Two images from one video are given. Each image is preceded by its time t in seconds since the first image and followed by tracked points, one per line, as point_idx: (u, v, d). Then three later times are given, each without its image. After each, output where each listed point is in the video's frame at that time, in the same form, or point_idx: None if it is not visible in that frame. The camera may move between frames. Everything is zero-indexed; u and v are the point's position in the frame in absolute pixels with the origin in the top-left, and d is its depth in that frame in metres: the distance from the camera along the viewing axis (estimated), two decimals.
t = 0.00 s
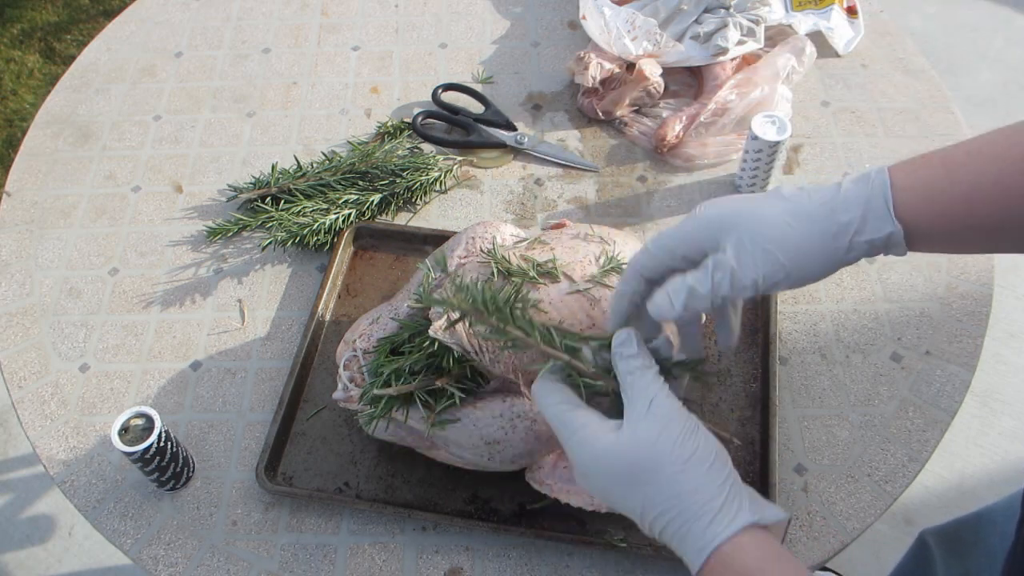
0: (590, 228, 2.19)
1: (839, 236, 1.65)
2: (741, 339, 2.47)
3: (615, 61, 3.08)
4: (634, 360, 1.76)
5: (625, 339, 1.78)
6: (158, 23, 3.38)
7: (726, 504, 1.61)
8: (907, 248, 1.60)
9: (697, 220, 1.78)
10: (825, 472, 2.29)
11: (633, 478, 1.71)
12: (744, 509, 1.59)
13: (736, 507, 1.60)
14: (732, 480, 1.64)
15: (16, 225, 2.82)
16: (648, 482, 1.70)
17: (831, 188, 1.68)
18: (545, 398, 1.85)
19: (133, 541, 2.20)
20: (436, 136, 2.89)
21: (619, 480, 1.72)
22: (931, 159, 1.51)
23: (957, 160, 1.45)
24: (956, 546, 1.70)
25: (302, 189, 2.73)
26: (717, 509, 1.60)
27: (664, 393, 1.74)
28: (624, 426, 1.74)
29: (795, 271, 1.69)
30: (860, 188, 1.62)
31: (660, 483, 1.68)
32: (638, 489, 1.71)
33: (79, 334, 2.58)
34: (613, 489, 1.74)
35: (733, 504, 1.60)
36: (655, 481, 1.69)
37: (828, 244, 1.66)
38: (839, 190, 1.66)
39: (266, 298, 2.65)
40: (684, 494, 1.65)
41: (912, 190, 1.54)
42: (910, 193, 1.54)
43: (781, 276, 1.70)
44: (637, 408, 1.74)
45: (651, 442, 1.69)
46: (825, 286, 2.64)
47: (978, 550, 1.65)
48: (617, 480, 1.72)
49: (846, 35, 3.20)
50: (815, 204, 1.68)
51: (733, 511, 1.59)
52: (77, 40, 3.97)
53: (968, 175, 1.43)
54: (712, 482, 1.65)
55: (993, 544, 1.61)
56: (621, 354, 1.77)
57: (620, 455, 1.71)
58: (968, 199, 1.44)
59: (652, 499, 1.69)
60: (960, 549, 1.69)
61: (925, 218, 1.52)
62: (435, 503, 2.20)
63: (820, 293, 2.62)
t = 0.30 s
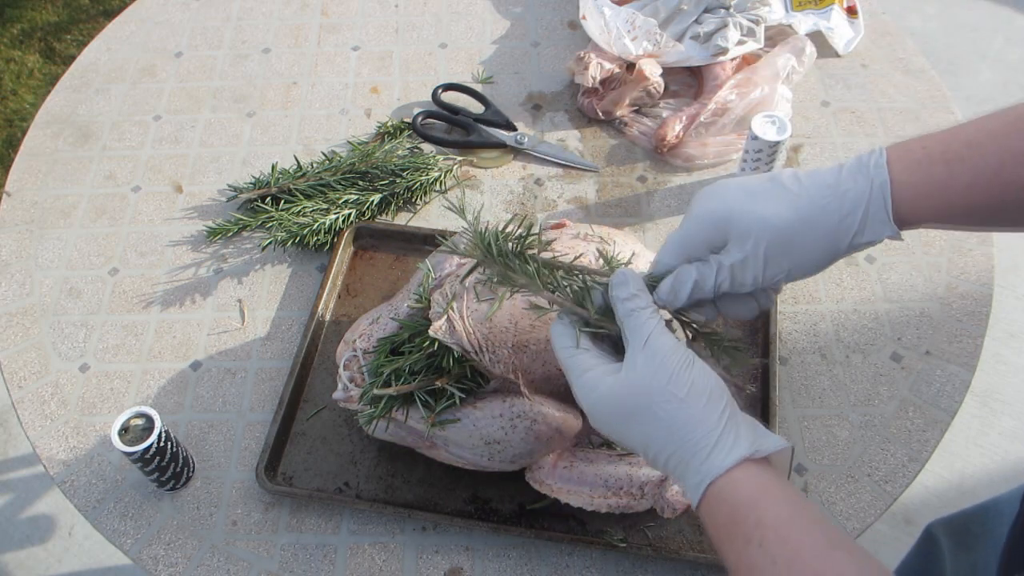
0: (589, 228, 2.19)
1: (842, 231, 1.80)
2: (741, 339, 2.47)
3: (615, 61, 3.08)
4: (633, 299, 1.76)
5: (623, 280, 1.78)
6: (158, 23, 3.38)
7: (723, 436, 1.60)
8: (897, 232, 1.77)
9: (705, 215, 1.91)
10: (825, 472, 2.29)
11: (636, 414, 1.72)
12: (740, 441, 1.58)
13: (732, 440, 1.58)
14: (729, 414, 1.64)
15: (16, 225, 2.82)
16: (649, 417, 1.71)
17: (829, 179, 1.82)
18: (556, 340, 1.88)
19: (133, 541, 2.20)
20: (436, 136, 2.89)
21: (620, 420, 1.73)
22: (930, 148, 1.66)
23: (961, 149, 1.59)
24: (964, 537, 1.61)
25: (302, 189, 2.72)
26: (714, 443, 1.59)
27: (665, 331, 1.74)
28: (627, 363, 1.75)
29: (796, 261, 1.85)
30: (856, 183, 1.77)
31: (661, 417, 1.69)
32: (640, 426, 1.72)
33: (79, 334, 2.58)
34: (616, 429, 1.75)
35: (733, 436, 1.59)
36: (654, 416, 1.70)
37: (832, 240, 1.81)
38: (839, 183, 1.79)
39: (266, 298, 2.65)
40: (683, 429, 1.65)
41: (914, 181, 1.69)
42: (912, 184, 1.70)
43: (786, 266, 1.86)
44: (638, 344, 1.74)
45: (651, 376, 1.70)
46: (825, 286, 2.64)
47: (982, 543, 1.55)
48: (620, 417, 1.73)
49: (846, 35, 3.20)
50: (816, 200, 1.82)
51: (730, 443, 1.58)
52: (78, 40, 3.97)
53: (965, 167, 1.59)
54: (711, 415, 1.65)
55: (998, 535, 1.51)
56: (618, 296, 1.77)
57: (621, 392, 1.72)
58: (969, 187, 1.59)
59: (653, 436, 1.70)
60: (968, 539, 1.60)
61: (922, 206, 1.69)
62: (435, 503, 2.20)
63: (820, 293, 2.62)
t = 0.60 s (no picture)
0: (590, 228, 2.19)
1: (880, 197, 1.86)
2: (741, 339, 2.46)
3: (615, 61, 3.08)
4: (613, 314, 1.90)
5: (598, 305, 1.91)
6: (158, 23, 3.38)
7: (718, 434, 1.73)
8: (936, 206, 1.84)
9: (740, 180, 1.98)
10: (825, 472, 2.29)
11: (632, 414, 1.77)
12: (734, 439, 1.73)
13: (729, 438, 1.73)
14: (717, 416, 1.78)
15: (16, 225, 2.83)
16: (648, 416, 1.76)
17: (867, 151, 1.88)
18: (533, 355, 1.86)
19: (133, 541, 2.21)
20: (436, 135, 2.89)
21: (613, 422, 1.78)
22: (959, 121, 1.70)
23: (984, 126, 1.63)
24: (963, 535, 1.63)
25: (302, 189, 2.72)
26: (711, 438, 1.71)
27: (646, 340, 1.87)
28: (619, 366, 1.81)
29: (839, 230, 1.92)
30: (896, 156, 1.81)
31: (655, 416, 1.76)
32: (635, 424, 1.76)
33: (79, 334, 2.58)
34: (606, 432, 1.79)
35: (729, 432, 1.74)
36: (651, 415, 1.76)
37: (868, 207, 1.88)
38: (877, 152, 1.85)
39: (266, 298, 2.65)
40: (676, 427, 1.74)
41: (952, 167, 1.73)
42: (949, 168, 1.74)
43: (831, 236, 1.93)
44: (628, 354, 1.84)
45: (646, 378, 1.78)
46: (825, 286, 2.64)
47: (981, 540, 1.56)
48: (611, 422, 1.78)
49: (846, 35, 3.20)
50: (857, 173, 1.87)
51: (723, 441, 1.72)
52: (78, 40, 3.97)
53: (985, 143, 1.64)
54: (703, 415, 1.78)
55: (997, 533, 1.52)
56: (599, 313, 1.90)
57: (621, 390, 1.77)
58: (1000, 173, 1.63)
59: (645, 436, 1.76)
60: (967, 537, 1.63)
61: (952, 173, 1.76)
62: (435, 503, 2.20)
63: (820, 293, 2.62)
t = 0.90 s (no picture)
0: (589, 227, 2.19)
1: (793, 156, 1.97)
2: (741, 339, 2.46)
3: (615, 61, 3.09)
4: (599, 339, 1.78)
5: (581, 319, 1.80)
6: (158, 23, 3.38)
7: (713, 473, 1.65)
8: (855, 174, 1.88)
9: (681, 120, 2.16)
10: (825, 472, 2.29)
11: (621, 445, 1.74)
12: (731, 479, 1.63)
13: (722, 477, 1.64)
14: (712, 452, 1.70)
15: (16, 225, 2.83)
16: (636, 450, 1.73)
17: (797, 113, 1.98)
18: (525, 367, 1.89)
19: (133, 541, 2.21)
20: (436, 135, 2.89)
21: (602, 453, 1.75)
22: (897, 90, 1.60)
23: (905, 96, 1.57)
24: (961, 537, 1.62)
25: (302, 189, 2.72)
26: (703, 479, 1.64)
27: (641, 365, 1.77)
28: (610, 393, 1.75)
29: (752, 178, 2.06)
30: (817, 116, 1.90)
31: (645, 450, 1.72)
32: (624, 458, 1.74)
33: (79, 334, 2.58)
34: (596, 460, 1.76)
35: (723, 473, 1.65)
36: (639, 448, 1.72)
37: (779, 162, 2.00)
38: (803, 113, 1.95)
39: (266, 298, 2.65)
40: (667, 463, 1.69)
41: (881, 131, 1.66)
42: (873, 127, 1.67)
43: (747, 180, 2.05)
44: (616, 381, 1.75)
45: (636, 409, 1.72)
46: (825, 286, 2.64)
47: (980, 542, 1.56)
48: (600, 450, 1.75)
49: (846, 35, 3.20)
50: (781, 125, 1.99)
51: (719, 482, 1.63)
52: (78, 40, 3.97)
53: (919, 108, 1.53)
54: (696, 452, 1.70)
55: (998, 534, 1.52)
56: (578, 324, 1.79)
57: (608, 421, 1.73)
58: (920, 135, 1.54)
59: (637, 468, 1.73)
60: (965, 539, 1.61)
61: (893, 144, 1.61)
62: (435, 503, 2.20)
63: (820, 293, 2.62)
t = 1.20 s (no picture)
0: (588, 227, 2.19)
1: (805, 179, 1.72)
2: (741, 339, 2.46)
3: (615, 61, 3.09)
4: (613, 321, 1.77)
5: (598, 305, 1.77)
6: (158, 23, 3.38)
7: (714, 461, 1.70)
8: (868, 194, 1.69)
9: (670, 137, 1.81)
10: (825, 472, 2.29)
11: (633, 428, 1.76)
12: (732, 468, 1.69)
13: (723, 467, 1.69)
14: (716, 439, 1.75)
15: (16, 225, 2.83)
16: (644, 432, 1.75)
17: (803, 129, 1.73)
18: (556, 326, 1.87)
19: (133, 541, 2.21)
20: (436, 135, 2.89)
21: (612, 431, 1.77)
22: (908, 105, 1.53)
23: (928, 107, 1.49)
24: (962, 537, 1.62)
25: (302, 189, 2.72)
26: (705, 467, 1.69)
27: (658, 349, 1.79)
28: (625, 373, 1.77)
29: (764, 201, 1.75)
30: (830, 133, 1.67)
31: (653, 433, 1.75)
32: (631, 439, 1.76)
33: (79, 334, 2.58)
34: (604, 438, 1.78)
35: (726, 463, 1.70)
36: (647, 431, 1.75)
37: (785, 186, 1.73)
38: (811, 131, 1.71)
39: (266, 298, 2.65)
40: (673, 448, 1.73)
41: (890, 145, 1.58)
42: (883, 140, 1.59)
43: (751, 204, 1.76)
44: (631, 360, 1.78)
45: (648, 394, 1.74)
46: (825, 286, 2.64)
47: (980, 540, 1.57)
48: (610, 428, 1.76)
49: (846, 35, 3.20)
50: (780, 145, 1.74)
51: (720, 471, 1.68)
52: (78, 40, 3.97)
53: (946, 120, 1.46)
54: (701, 440, 1.74)
55: (997, 533, 1.53)
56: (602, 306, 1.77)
57: (621, 401, 1.75)
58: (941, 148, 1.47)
59: (643, 450, 1.75)
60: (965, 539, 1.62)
61: (889, 163, 1.58)
62: (435, 503, 2.20)
63: (820, 293, 2.62)
